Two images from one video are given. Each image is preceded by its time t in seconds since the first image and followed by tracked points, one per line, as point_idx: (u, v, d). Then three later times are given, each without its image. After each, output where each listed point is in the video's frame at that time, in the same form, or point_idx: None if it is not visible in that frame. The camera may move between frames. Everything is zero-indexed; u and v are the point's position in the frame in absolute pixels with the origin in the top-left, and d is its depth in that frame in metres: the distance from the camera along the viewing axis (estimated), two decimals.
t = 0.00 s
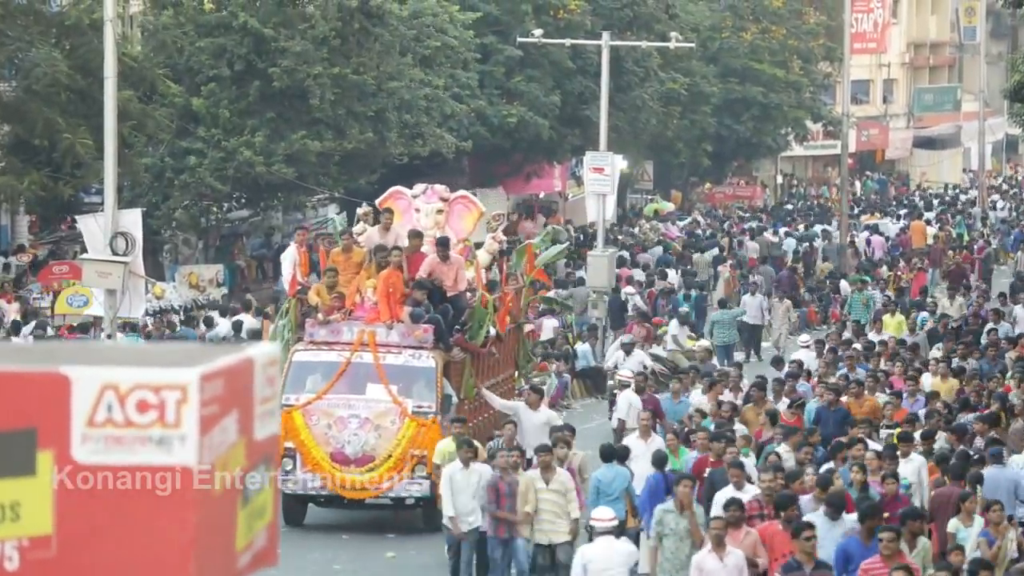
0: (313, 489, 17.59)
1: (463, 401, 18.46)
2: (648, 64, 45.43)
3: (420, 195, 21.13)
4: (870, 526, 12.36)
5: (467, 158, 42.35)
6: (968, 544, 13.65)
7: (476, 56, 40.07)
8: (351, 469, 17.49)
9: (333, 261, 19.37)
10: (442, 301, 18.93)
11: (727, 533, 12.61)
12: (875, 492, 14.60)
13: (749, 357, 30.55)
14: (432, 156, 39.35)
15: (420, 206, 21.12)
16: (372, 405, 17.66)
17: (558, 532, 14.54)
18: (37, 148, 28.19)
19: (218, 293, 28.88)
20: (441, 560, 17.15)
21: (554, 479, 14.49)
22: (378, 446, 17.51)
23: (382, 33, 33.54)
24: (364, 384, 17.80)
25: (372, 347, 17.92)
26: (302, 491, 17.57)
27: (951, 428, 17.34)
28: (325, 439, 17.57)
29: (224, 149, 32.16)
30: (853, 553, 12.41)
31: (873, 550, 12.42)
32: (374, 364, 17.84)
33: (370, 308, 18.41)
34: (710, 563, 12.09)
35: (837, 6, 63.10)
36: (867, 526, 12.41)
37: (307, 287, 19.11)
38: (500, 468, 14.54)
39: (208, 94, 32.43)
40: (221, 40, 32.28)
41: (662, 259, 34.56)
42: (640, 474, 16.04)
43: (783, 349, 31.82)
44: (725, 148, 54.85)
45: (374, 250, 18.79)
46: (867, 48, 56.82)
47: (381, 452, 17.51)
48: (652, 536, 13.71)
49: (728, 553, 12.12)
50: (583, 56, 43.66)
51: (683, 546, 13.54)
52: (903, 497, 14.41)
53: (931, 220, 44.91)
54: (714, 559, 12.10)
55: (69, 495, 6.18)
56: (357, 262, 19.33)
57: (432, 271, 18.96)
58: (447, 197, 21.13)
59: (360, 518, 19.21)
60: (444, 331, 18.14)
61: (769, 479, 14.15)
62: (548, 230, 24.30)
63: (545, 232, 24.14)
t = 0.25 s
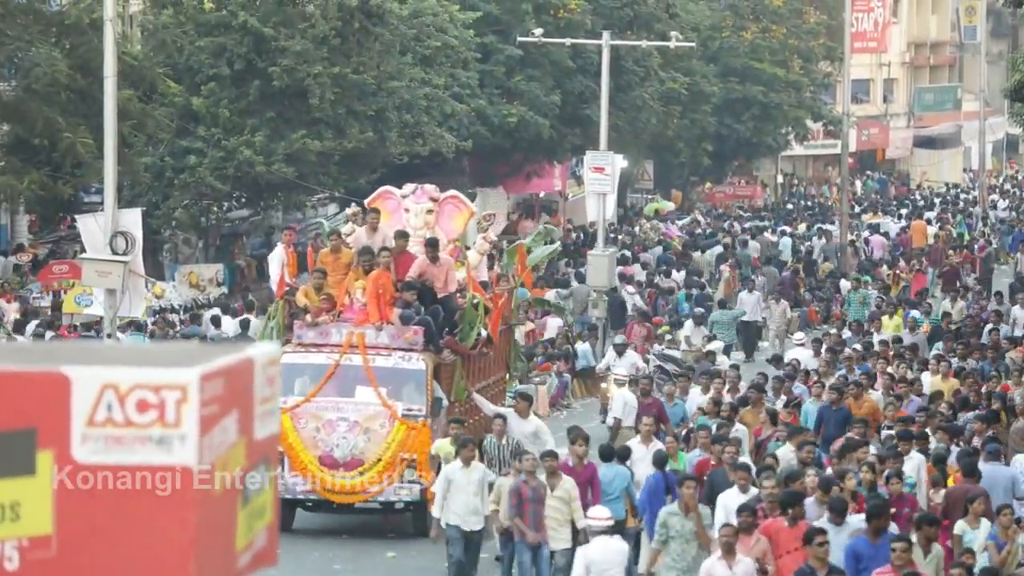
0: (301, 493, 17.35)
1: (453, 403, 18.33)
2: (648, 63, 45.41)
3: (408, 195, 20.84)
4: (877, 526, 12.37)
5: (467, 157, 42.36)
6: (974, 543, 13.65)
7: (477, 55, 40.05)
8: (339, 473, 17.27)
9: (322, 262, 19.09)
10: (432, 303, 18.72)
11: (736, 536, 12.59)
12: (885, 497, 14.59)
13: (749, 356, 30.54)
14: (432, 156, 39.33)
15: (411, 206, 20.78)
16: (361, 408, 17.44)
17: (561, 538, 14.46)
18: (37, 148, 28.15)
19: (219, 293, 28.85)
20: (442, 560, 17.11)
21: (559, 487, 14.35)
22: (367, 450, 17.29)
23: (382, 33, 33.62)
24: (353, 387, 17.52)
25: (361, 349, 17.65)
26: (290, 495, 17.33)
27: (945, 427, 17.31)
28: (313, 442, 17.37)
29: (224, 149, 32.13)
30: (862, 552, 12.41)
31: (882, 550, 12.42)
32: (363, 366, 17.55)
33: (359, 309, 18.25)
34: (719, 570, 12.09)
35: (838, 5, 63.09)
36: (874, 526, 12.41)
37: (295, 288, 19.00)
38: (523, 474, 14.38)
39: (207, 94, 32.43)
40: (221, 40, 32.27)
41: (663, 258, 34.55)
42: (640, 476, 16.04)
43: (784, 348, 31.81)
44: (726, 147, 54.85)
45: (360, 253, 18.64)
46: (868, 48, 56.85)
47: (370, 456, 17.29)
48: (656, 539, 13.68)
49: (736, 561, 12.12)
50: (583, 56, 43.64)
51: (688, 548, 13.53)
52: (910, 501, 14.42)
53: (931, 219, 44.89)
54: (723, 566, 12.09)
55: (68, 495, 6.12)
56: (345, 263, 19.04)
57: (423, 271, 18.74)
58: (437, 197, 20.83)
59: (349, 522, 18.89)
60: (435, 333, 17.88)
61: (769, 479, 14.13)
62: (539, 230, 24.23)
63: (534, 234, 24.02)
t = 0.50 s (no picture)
0: (289, 497, 17.28)
1: (444, 405, 18.18)
2: (648, 62, 45.40)
3: (398, 195, 21.12)
4: (890, 528, 12.38)
5: (467, 157, 42.34)
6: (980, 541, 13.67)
7: (476, 54, 40.02)
8: (328, 477, 17.14)
9: (309, 263, 18.98)
10: (421, 304, 18.56)
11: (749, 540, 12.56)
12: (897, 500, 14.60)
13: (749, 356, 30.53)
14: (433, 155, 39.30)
15: (400, 206, 21.06)
16: (350, 410, 17.31)
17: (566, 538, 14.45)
18: (37, 147, 28.12)
19: (219, 292, 28.84)
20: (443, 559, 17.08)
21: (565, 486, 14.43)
22: (356, 453, 17.16)
23: (382, 32, 33.66)
24: (341, 389, 17.41)
25: (350, 351, 17.53)
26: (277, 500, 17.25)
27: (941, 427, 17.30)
28: (302, 446, 17.24)
29: (224, 148, 32.10)
30: (873, 553, 12.43)
31: (894, 551, 12.43)
32: (352, 369, 17.44)
33: (348, 311, 18.03)
34: (731, 570, 12.17)
35: (839, 4, 63.07)
36: (887, 528, 12.41)
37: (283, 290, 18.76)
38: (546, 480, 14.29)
39: (207, 93, 32.41)
40: (221, 39, 32.27)
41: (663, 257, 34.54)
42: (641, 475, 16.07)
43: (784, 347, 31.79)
44: (725, 146, 54.85)
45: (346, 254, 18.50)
46: (867, 46, 56.86)
47: (359, 459, 17.17)
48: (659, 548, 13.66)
49: (748, 562, 12.19)
50: (583, 55, 43.62)
51: (693, 555, 13.50)
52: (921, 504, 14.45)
53: (932, 219, 44.88)
54: (734, 566, 12.17)
55: (69, 494, 6.40)
56: (333, 263, 18.92)
57: (410, 271, 18.58)
58: (426, 197, 21.12)
59: (337, 526, 18.73)
60: (424, 335, 17.71)
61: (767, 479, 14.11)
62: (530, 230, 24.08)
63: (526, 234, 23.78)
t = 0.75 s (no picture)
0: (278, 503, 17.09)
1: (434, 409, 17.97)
2: (648, 62, 45.40)
3: (387, 195, 20.64)
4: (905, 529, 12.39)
5: (467, 156, 42.33)
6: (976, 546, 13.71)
7: (476, 54, 40.02)
8: (317, 482, 16.94)
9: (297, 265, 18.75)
10: (409, 305, 18.38)
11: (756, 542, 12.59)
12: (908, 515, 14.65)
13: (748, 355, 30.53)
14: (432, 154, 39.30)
15: (390, 205, 20.58)
16: (339, 414, 17.12)
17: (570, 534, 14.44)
18: (36, 147, 28.11)
19: (219, 291, 28.84)
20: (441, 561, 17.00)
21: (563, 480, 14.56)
22: (346, 457, 16.97)
23: (382, 31, 33.67)
24: (331, 392, 17.24)
25: (339, 354, 17.37)
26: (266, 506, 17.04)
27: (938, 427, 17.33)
28: (291, 450, 17.05)
29: (224, 147, 32.08)
30: (888, 555, 12.41)
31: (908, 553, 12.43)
32: (341, 371, 17.29)
33: (336, 312, 17.73)
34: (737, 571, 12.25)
35: (838, 4, 63.09)
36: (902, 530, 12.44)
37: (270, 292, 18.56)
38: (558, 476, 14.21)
39: (207, 92, 32.41)
40: (221, 38, 32.29)
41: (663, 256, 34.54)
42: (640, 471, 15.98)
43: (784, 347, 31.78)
44: (725, 146, 54.85)
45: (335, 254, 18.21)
46: (866, 46, 56.89)
47: (348, 463, 16.97)
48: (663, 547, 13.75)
49: (756, 563, 12.28)
50: (582, 54, 43.62)
51: (696, 551, 13.64)
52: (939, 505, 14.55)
53: (932, 218, 44.89)
54: (742, 568, 12.26)
55: (70, 494, 6.59)
56: (321, 264, 18.69)
57: (400, 272, 18.38)
58: (416, 198, 20.64)
59: (327, 531, 18.49)
60: (414, 336, 17.54)
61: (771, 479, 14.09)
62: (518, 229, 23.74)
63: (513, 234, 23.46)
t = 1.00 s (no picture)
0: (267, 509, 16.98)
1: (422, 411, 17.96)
2: (644, 61, 45.42)
3: (372, 195, 20.54)
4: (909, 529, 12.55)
5: (463, 155, 42.35)
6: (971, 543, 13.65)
7: (471, 53, 40.04)
8: (305, 486, 16.85)
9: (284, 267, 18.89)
10: (398, 307, 18.46)
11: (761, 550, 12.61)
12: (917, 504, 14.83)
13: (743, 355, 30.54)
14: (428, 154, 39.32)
15: (375, 207, 20.46)
16: (327, 417, 17.06)
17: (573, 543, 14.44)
18: (31, 146, 28.08)
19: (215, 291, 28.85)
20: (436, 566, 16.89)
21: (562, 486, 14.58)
22: (334, 461, 16.91)
23: (377, 31, 33.75)
24: (318, 396, 17.22)
25: (326, 356, 17.31)
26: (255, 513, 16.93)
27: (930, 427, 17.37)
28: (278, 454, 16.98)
29: (219, 147, 32.03)
30: (895, 557, 12.55)
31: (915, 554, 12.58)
32: (329, 374, 17.26)
33: (324, 314, 17.74)
34: None
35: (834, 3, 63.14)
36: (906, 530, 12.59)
37: (256, 293, 18.60)
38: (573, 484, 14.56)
39: (203, 92, 32.37)
40: (217, 38, 32.31)
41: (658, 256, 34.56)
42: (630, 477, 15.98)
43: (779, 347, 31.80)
44: (721, 145, 54.86)
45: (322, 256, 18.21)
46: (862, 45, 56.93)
47: (336, 468, 16.91)
48: (669, 553, 13.72)
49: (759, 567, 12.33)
50: (578, 54, 43.64)
51: (702, 558, 13.61)
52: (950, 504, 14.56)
53: (928, 218, 44.92)
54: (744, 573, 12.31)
55: (70, 494, 6.70)
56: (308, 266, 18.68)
57: (389, 274, 18.44)
58: (401, 197, 20.58)
59: (316, 538, 18.34)
60: (403, 338, 17.52)
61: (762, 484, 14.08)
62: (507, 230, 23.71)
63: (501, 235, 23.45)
